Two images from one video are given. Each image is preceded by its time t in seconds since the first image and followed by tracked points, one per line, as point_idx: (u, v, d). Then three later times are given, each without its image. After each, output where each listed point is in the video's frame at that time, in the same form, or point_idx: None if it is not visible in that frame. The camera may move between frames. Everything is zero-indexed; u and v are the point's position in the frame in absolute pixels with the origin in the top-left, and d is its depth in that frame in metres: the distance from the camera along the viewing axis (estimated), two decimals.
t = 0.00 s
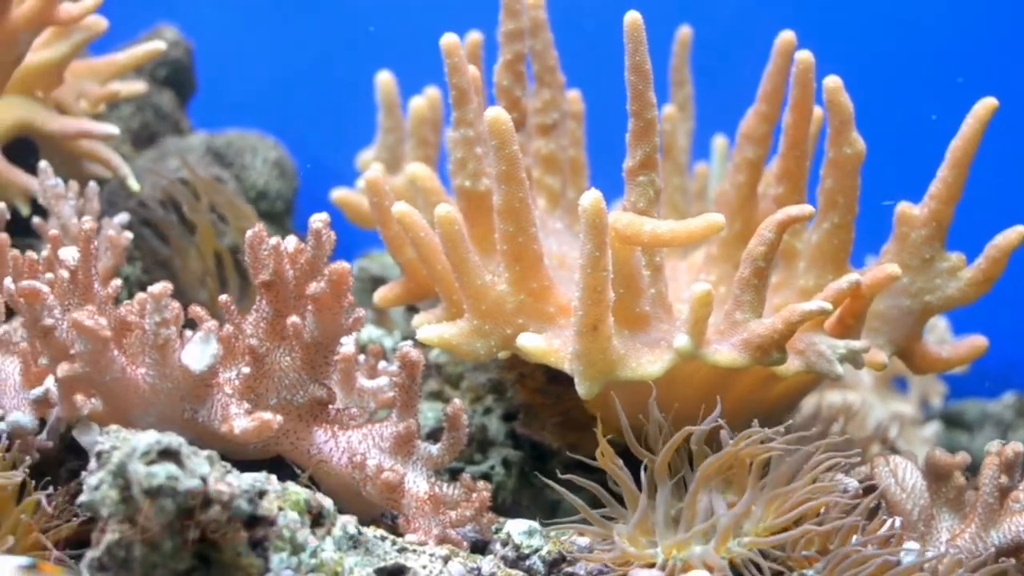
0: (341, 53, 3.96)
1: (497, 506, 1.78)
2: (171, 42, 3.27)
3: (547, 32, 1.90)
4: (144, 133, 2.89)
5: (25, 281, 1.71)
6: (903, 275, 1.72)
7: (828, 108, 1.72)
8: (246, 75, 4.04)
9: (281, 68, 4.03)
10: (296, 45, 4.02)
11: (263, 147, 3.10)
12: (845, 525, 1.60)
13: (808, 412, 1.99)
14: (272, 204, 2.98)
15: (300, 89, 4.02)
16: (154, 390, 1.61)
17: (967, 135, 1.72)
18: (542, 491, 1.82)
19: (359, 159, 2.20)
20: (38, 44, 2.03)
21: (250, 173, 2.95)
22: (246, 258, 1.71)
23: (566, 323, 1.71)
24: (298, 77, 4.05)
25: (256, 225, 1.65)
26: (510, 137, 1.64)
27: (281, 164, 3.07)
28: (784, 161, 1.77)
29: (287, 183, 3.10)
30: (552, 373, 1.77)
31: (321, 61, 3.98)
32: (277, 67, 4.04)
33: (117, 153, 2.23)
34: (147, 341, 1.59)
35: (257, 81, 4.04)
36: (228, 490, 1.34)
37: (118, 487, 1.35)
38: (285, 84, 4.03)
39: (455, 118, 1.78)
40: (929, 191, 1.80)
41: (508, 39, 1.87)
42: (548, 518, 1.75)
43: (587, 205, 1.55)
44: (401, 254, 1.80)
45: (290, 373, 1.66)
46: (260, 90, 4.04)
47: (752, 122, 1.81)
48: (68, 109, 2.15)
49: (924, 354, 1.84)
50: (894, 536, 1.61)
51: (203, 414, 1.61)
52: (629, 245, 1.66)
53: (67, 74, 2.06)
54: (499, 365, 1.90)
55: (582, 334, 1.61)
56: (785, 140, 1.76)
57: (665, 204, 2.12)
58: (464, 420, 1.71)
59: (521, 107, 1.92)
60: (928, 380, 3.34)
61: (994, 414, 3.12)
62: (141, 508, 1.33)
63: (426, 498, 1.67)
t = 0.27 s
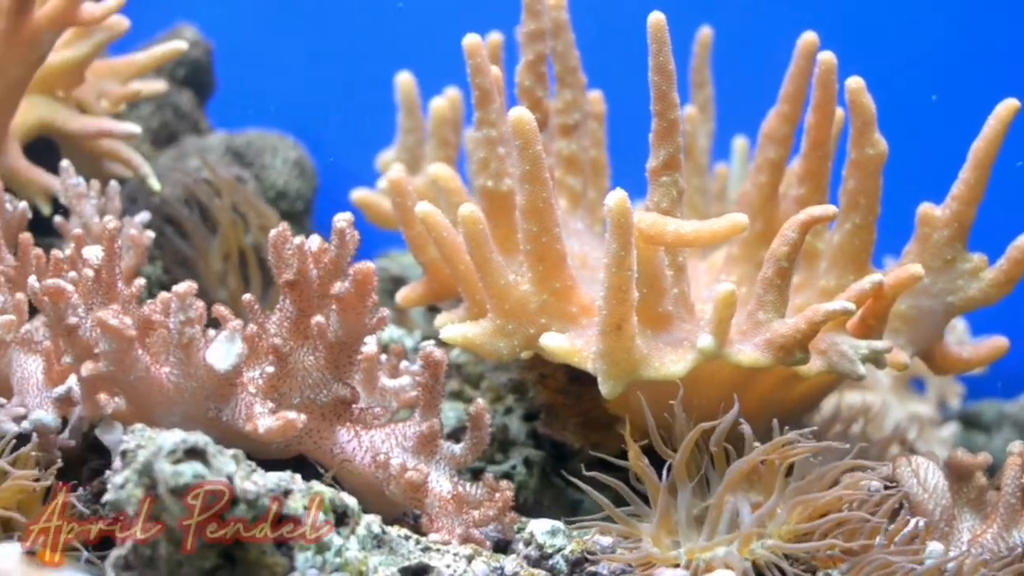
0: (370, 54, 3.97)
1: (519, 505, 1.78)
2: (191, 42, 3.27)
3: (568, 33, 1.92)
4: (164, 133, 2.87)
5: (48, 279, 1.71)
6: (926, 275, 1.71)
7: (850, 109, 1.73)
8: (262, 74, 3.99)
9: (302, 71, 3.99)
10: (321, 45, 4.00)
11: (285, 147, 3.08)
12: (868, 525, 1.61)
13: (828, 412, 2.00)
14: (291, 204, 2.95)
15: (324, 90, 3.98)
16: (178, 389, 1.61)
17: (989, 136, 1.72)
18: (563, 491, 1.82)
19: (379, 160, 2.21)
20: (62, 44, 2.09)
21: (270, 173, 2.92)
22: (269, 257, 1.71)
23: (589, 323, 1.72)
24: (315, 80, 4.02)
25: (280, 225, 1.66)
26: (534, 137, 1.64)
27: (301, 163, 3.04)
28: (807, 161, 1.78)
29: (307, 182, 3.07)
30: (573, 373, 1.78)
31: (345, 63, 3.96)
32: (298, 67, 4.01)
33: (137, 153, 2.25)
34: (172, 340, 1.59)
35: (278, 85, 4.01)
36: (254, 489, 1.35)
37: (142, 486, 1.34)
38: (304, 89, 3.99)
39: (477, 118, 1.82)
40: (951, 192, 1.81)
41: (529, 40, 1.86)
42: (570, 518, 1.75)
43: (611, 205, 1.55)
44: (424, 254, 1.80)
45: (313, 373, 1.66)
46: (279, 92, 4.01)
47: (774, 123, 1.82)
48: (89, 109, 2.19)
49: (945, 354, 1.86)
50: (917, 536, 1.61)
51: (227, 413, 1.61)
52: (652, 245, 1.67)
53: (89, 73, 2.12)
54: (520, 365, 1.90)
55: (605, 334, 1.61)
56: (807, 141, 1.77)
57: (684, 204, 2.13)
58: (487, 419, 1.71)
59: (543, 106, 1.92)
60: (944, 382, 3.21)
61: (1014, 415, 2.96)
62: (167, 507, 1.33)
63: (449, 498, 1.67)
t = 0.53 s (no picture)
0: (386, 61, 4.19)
1: (541, 505, 1.78)
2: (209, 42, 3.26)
3: (590, 33, 1.92)
4: (183, 132, 2.88)
5: (72, 278, 1.72)
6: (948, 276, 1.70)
7: (873, 110, 1.74)
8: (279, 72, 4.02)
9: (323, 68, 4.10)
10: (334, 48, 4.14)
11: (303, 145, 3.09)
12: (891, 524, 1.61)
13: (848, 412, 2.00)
14: (311, 203, 2.94)
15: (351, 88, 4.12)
16: (203, 388, 1.61)
17: (1012, 137, 1.73)
18: (585, 491, 1.83)
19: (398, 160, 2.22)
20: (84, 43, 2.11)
21: (289, 173, 2.90)
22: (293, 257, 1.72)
23: (612, 322, 1.72)
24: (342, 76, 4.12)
25: (304, 224, 1.66)
26: (557, 137, 1.65)
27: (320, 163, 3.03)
28: (829, 162, 1.79)
29: (326, 183, 3.06)
30: (595, 373, 1.78)
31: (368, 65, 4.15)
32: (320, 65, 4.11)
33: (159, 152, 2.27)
34: (197, 339, 1.60)
35: (299, 82, 4.08)
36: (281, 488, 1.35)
37: (169, 485, 1.35)
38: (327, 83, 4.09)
39: (500, 118, 1.81)
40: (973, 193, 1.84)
41: (552, 40, 1.89)
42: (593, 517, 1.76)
43: (636, 205, 1.55)
44: (446, 254, 1.81)
45: (337, 372, 1.66)
46: (299, 88, 4.08)
47: (795, 124, 1.83)
48: (110, 108, 2.22)
49: (966, 354, 1.88)
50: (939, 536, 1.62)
51: (252, 412, 1.61)
52: (676, 245, 1.67)
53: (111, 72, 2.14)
54: (542, 365, 1.91)
55: (629, 334, 1.62)
56: (829, 141, 1.78)
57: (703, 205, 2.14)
58: (511, 419, 1.72)
59: (565, 106, 1.93)
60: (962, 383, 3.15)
61: None
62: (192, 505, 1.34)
63: (474, 497, 1.68)
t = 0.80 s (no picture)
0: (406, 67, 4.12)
1: (562, 505, 1.79)
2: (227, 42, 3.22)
3: (613, 34, 1.88)
4: (203, 131, 2.88)
5: (96, 278, 1.72)
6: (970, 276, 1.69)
7: (896, 111, 1.75)
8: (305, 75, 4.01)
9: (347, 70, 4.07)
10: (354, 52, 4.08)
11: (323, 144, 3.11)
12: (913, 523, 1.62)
13: (868, 412, 2.00)
14: (331, 203, 2.93)
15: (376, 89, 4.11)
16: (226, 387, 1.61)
17: None
18: (606, 491, 1.84)
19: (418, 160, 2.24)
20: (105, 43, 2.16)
21: (309, 173, 2.90)
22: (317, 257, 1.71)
23: (635, 322, 1.73)
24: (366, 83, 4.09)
25: (329, 224, 1.66)
26: (580, 137, 1.65)
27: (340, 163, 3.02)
28: (851, 162, 1.80)
29: (345, 182, 3.05)
30: (617, 373, 1.79)
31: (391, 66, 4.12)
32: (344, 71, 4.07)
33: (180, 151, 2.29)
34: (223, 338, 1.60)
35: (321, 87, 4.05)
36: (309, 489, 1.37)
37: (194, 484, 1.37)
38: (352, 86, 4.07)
39: (524, 118, 1.81)
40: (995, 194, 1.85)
41: (575, 41, 1.90)
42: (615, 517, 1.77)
43: (661, 205, 1.55)
44: (469, 254, 1.82)
45: (362, 372, 1.67)
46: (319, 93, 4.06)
47: (816, 124, 1.84)
48: (132, 108, 2.25)
49: (988, 355, 1.89)
50: (962, 537, 1.62)
51: (275, 412, 1.59)
52: (699, 245, 1.68)
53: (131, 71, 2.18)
54: (564, 365, 1.92)
55: (653, 334, 1.62)
56: (852, 142, 1.78)
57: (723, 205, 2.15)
58: (534, 418, 1.72)
59: (588, 107, 1.94)
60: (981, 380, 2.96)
61: None
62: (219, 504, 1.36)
63: (499, 497, 1.68)
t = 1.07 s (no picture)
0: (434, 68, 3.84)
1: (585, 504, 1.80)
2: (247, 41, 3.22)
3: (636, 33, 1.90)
4: (223, 131, 2.89)
5: (120, 277, 1.73)
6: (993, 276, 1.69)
7: (919, 112, 1.77)
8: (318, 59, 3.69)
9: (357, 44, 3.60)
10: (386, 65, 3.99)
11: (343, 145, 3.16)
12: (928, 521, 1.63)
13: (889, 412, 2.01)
14: (351, 203, 3.03)
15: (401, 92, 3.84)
16: (252, 387, 1.62)
17: None
18: (628, 490, 1.85)
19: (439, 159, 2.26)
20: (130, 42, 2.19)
21: (329, 172, 3.00)
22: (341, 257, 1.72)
23: (658, 322, 1.73)
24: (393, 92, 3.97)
25: (354, 224, 1.67)
26: (603, 137, 1.66)
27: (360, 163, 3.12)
28: (873, 163, 1.80)
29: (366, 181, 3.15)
30: (640, 372, 1.80)
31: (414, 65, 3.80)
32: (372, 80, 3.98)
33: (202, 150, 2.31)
34: (248, 337, 1.60)
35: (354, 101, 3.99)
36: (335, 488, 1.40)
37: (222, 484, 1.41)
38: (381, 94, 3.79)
39: (547, 118, 1.82)
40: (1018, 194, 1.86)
41: (597, 40, 1.92)
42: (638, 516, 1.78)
43: (687, 205, 1.55)
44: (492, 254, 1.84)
45: (386, 371, 1.66)
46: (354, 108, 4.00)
47: (837, 124, 1.84)
48: (154, 107, 2.27)
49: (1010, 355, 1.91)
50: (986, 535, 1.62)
51: (302, 411, 1.62)
52: (723, 245, 1.68)
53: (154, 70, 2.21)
54: (587, 364, 1.93)
55: (676, 333, 1.62)
56: (873, 142, 1.79)
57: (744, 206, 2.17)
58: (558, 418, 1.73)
59: (611, 107, 1.95)
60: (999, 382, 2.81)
61: None
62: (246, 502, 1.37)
63: (523, 497, 1.69)
